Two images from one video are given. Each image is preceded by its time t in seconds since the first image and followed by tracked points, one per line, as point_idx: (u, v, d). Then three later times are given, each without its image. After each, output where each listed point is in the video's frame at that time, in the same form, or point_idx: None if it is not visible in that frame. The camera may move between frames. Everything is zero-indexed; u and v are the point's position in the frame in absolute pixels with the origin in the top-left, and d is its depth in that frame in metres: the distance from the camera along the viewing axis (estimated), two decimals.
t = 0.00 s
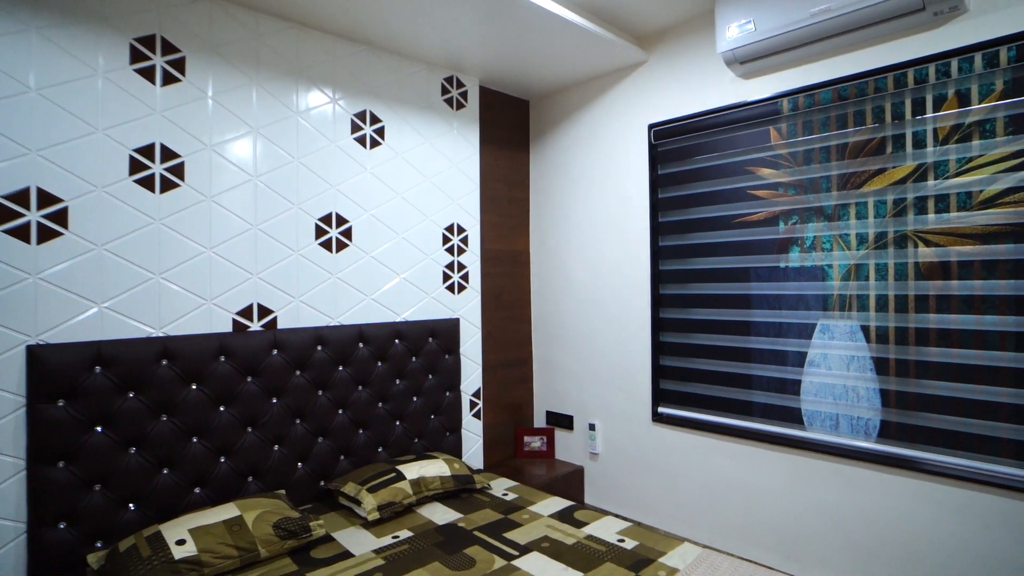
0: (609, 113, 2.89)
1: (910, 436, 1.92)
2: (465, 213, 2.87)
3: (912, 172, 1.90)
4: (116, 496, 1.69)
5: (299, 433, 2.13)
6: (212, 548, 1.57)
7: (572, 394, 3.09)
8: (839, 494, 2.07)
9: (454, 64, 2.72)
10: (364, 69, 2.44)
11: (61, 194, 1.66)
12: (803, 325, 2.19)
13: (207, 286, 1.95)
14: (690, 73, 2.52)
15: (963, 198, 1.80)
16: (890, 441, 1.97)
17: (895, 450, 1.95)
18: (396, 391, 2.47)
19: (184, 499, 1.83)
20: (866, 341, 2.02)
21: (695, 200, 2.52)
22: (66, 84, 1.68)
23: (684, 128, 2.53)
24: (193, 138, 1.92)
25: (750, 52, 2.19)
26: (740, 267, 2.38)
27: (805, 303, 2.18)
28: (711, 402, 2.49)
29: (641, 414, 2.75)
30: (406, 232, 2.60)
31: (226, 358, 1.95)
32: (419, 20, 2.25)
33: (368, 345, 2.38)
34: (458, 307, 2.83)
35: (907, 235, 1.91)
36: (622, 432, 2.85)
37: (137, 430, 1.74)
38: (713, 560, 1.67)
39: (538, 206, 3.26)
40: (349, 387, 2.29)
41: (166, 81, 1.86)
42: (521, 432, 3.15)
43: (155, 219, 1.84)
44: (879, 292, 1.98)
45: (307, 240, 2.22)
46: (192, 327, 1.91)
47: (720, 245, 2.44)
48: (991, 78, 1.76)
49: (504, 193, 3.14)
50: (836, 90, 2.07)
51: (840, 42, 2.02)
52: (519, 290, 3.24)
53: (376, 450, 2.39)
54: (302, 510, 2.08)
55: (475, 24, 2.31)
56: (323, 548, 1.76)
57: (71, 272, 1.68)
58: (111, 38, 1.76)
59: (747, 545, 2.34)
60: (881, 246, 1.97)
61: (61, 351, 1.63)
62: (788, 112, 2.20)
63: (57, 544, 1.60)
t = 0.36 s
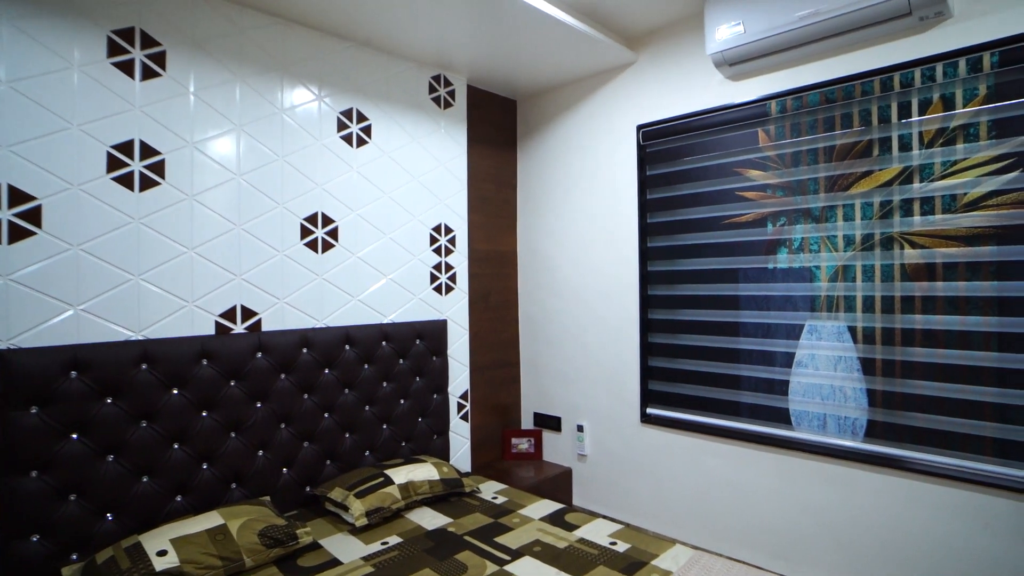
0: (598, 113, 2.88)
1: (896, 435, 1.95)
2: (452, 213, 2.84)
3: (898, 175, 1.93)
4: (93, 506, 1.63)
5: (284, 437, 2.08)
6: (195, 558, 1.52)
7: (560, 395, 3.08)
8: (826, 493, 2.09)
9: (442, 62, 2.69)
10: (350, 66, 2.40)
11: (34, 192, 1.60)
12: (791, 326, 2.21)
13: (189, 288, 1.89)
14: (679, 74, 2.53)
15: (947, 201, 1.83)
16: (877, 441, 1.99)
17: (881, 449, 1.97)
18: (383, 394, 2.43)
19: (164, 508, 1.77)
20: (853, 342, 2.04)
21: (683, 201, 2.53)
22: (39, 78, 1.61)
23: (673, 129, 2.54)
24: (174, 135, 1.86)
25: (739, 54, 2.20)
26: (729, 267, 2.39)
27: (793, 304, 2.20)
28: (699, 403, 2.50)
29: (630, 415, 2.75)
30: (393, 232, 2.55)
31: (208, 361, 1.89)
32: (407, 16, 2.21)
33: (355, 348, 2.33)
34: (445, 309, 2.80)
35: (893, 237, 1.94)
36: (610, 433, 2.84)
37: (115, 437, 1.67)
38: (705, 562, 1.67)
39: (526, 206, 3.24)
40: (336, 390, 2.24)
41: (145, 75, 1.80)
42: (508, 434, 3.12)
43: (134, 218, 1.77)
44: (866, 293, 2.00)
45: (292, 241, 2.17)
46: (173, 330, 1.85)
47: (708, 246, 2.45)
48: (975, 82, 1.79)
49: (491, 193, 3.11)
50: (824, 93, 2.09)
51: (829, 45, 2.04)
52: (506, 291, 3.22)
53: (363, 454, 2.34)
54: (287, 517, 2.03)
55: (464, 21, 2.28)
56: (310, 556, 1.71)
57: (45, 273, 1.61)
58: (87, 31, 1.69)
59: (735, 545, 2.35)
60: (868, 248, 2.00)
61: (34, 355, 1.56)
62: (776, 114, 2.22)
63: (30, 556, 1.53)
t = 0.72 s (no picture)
0: (587, 114, 2.88)
1: (882, 434, 1.98)
2: (440, 213, 2.80)
3: (884, 177, 1.96)
4: (69, 516, 1.57)
5: (269, 442, 2.03)
6: (178, 568, 1.46)
7: (548, 396, 3.07)
8: (813, 492, 2.12)
9: (430, 61, 2.66)
10: (337, 63, 2.35)
11: (7, 188, 1.53)
12: (779, 326, 2.23)
13: (170, 289, 1.83)
14: (667, 76, 2.54)
15: (932, 203, 1.87)
16: (863, 439, 2.02)
17: (867, 448, 2.00)
18: (370, 396, 2.39)
19: (144, 516, 1.71)
20: (840, 342, 2.07)
21: (672, 202, 2.54)
22: (12, 70, 1.54)
23: (662, 130, 2.55)
24: (155, 131, 1.80)
25: (728, 57, 2.22)
26: (717, 268, 2.41)
27: (781, 305, 2.22)
28: (688, 403, 2.51)
29: (618, 416, 2.75)
30: (381, 232, 2.51)
31: (190, 365, 1.84)
32: (396, 13, 2.18)
33: (342, 350, 2.29)
34: (433, 310, 2.76)
35: (879, 239, 1.97)
36: (598, 434, 2.84)
37: (93, 444, 1.61)
38: (697, 563, 1.67)
39: (513, 206, 3.22)
40: (322, 393, 2.20)
41: (125, 69, 1.74)
42: (496, 436, 3.10)
43: (112, 216, 1.71)
44: (853, 294, 2.04)
45: (278, 240, 2.12)
46: (153, 333, 1.79)
47: (697, 247, 2.46)
48: (958, 88, 1.82)
49: (479, 193, 3.09)
50: (812, 96, 2.12)
51: (816, 48, 2.07)
52: (494, 292, 3.20)
53: (350, 457, 2.30)
54: (272, 524, 1.98)
55: (454, 19, 2.25)
56: (298, 564, 1.67)
57: (19, 273, 1.54)
58: (64, 22, 1.63)
59: (723, 544, 2.37)
60: (855, 249, 2.03)
61: (6, 359, 1.49)
62: (764, 116, 2.24)
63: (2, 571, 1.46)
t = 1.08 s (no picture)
0: (575, 114, 2.88)
1: (867, 431, 2.02)
2: (428, 212, 2.78)
3: (869, 179, 2.00)
4: (46, 524, 1.51)
5: (255, 445, 1.98)
6: None
7: (536, 397, 3.06)
8: (799, 489, 2.15)
9: (418, 58, 2.63)
10: (324, 59, 2.31)
11: None
12: (766, 326, 2.26)
13: (152, 288, 1.78)
14: (656, 77, 2.55)
15: (916, 204, 1.91)
16: (848, 437, 2.06)
17: (852, 445, 2.04)
18: (358, 398, 2.35)
19: (126, 523, 1.66)
20: (826, 341, 2.10)
21: (661, 202, 2.56)
22: None
23: (650, 131, 2.57)
24: (136, 126, 1.75)
25: (717, 58, 2.24)
26: (706, 268, 2.42)
27: (768, 304, 2.25)
28: (676, 403, 2.52)
29: (607, 415, 2.75)
30: (368, 231, 2.47)
31: (172, 366, 1.79)
32: (385, 9, 2.15)
33: (329, 350, 2.25)
34: (421, 310, 2.74)
35: (864, 239, 2.01)
36: (586, 434, 2.84)
37: (71, 449, 1.56)
38: (689, 562, 1.68)
39: (501, 206, 3.21)
40: (309, 395, 2.16)
41: (104, 61, 1.69)
42: (483, 437, 3.09)
43: (91, 214, 1.66)
44: (838, 293, 2.07)
45: (264, 239, 2.08)
46: (134, 334, 1.73)
47: (685, 247, 2.48)
48: (941, 91, 1.86)
49: (466, 192, 3.07)
50: (799, 98, 2.15)
51: (803, 51, 2.10)
52: (481, 292, 3.18)
53: (337, 460, 2.26)
54: (258, 529, 1.94)
55: (443, 16, 2.23)
56: (286, 570, 1.64)
57: None
58: (39, 11, 1.57)
59: (711, 542, 2.39)
60: (840, 249, 2.06)
61: None
62: (752, 117, 2.27)
63: None
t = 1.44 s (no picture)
0: (565, 113, 2.87)
1: (855, 429, 2.05)
2: (418, 211, 2.75)
3: (857, 179, 2.03)
4: (25, 532, 1.46)
5: (242, 448, 1.94)
6: None
7: (526, 397, 3.05)
8: (789, 486, 2.17)
9: (408, 55, 2.60)
10: (313, 54, 2.27)
11: None
12: (757, 325, 2.28)
13: (136, 287, 1.73)
14: (647, 77, 2.56)
15: (904, 205, 1.94)
16: (838, 434, 2.09)
17: (841, 442, 2.07)
18: (347, 399, 2.32)
19: (109, 530, 1.61)
20: (816, 340, 2.13)
21: (652, 202, 2.57)
22: None
23: (641, 130, 2.57)
24: (119, 120, 1.69)
25: (708, 58, 2.25)
26: (697, 268, 2.44)
27: (758, 303, 2.27)
28: (667, 402, 2.53)
29: (597, 415, 2.75)
30: (358, 230, 2.44)
31: (158, 367, 1.74)
32: (376, 4, 2.12)
33: (318, 351, 2.21)
34: (410, 310, 2.70)
35: (853, 239, 2.04)
36: (577, 434, 2.84)
37: (51, 454, 1.50)
38: (684, 560, 1.68)
39: (491, 205, 3.19)
40: (298, 396, 2.12)
41: (86, 53, 1.63)
42: (473, 437, 3.07)
43: (73, 210, 1.60)
44: (828, 292, 2.10)
45: (251, 237, 2.03)
46: (117, 334, 1.68)
47: (676, 247, 2.49)
48: (928, 94, 1.89)
49: (455, 191, 3.04)
50: (789, 99, 2.17)
51: (793, 52, 2.12)
52: (470, 292, 3.16)
53: (326, 462, 2.23)
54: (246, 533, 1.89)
55: (435, 12, 2.21)
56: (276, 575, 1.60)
57: None
58: None
59: (701, 540, 2.40)
60: (830, 249, 2.09)
61: None
62: (743, 118, 2.29)
63: None
